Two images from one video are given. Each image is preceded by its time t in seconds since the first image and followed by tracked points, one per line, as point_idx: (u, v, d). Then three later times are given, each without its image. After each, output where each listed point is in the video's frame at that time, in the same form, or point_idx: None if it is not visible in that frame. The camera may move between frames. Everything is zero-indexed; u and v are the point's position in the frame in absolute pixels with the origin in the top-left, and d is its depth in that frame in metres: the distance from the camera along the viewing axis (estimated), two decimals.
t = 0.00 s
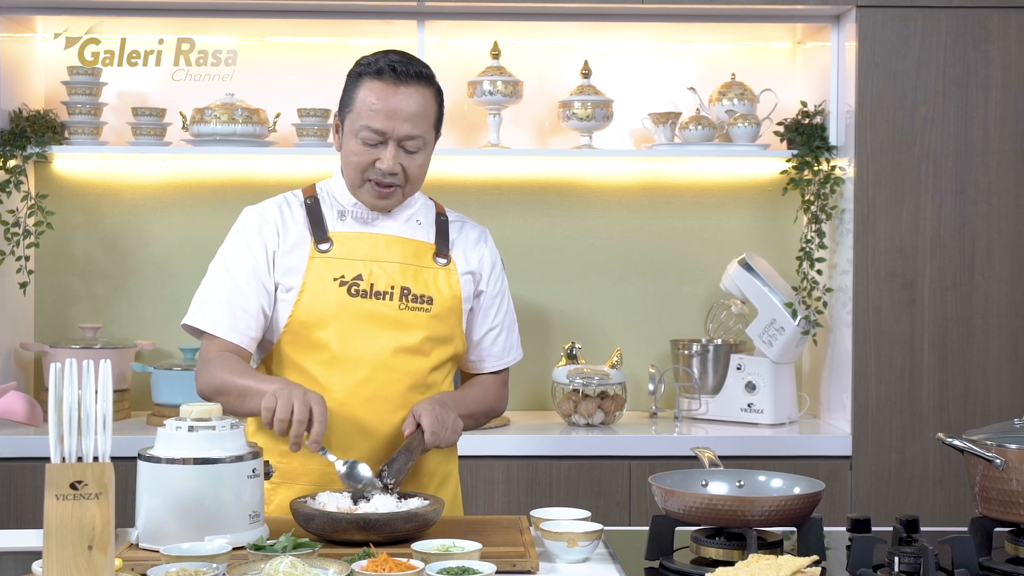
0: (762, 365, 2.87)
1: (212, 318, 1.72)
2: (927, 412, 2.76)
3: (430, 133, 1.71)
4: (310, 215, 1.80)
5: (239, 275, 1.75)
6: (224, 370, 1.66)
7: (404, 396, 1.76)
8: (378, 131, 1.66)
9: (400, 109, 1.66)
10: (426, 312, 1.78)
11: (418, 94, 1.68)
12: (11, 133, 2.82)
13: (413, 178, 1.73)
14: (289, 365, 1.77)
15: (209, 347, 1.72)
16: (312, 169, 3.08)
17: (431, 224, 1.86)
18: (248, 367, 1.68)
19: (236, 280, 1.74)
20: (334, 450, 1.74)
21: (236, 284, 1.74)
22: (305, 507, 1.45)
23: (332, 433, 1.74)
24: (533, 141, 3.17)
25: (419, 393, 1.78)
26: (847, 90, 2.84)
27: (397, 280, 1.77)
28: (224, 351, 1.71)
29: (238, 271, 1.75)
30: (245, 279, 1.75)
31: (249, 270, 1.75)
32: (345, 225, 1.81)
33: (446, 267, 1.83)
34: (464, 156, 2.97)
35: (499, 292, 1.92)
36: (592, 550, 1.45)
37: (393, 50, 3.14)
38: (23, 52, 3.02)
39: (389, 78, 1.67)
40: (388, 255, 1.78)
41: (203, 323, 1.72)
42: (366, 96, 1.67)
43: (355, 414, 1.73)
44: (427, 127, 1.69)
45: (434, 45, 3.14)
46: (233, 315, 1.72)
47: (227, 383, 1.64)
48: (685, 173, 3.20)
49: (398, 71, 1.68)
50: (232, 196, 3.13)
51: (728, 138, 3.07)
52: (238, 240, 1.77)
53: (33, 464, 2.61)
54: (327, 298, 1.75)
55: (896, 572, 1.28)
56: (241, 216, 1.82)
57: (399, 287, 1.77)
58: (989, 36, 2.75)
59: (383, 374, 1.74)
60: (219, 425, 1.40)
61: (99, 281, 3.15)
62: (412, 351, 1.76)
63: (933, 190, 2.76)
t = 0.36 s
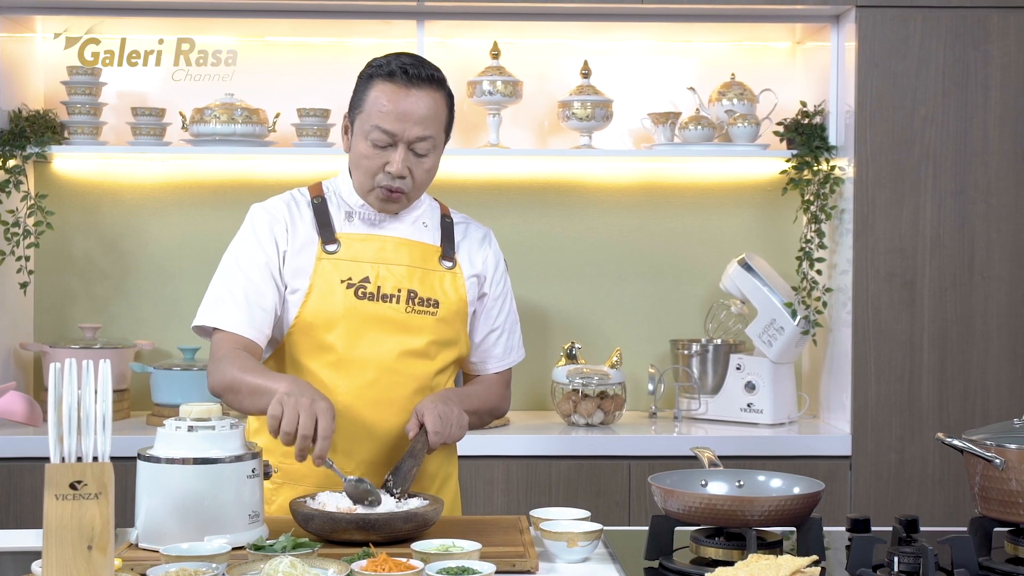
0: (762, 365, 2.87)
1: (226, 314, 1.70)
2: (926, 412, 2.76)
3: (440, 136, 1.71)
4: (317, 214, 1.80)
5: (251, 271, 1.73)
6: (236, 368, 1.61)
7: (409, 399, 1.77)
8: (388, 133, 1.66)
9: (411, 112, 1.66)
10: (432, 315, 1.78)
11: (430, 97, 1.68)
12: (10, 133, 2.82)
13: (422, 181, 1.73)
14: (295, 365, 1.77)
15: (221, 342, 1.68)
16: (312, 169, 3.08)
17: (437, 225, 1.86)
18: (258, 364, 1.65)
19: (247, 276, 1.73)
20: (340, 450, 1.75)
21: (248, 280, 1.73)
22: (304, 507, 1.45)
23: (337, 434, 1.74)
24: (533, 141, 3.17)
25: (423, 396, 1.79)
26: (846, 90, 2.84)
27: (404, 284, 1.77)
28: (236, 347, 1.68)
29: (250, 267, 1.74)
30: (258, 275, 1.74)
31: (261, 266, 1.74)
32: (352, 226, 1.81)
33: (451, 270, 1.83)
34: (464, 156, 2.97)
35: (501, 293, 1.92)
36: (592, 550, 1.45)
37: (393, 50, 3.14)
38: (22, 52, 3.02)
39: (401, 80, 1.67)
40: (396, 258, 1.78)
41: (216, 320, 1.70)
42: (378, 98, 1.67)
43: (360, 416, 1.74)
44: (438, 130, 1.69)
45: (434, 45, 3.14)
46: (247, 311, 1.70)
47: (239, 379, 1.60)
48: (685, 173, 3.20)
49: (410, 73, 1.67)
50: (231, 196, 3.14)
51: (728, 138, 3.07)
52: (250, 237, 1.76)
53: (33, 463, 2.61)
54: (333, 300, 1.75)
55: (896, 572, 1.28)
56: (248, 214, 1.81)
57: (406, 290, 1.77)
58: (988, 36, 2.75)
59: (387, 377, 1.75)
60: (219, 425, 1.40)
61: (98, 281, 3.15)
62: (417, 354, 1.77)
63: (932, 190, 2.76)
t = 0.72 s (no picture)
0: (761, 365, 2.87)
1: (234, 309, 1.67)
2: (924, 412, 2.76)
3: (444, 139, 1.71)
4: (318, 215, 1.79)
5: (257, 267, 1.72)
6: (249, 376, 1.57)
7: (409, 400, 1.78)
8: (391, 135, 1.66)
9: (415, 115, 1.66)
10: (433, 317, 1.79)
11: (434, 99, 1.67)
12: (9, 133, 2.82)
13: (424, 183, 1.74)
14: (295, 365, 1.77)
15: (228, 338, 1.65)
16: (311, 169, 3.08)
17: (435, 226, 1.86)
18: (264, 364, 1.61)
19: (254, 272, 1.71)
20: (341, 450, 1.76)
21: (255, 276, 1.71)
22: (303, 506, 1.45)
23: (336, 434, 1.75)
24: (532, 141, 3.17)
25: (423, 397, 1.79)
26: (845, 89, 2.84)
27: (405, 285, 1.77)
28: (242, 344, 1.64)
29: (257, 263, 1.72)
30: (265, 271, 1.72)
31: (267, 263, 1.73)
32: (353, 227, 1.81)
33: (451, 271, 1.83)
34: (463, 156, 2.96)
35: (495, 294, 1.92)
36: (590, 550, 1.44)
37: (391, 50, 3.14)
38: (21, 52, 3.02)
39: (405, 82, 1.67)
40: (397, 260, 1.78)
41: (222, 315, 1.67)
42: (382, 99, 1.66)
43: (360, 417, 1.75)
44: (441, 133, 1.69)
45: (433, 45, 3.14)
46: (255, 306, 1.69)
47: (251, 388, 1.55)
48: (684, 173, 3.20)
49: (414, 75, 1.67)
50: (229, 197, 3.14)
51: (727, 138, 3.08)
52: (254, 235, 1.75)
53: (31, 463, 2.61)
54: (335, 301, 1.75)
55: (895, 572, 1.28)
56: (250, 212, 1.80)
57: (407, 292, 1.77)
58: (986, 36, 2.75)
59: (388, 378, 1.76)
60: (217, 425, 1.40)
61: (97, 281, 3.15)
62: (418, 356, 1.78)
63: (930, 191, 2.76)
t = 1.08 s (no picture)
0: (761, 365, 2.87)
1: (237, 303, 1.66)
2: (924, 412, 2.76)
3: (437, 136, 1.71)
4: (315, 215, 1.79)
5: (259, 264, 1.72)
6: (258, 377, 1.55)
7: (410, 399, 1.78)
8: (385, 133, 1.66)
9: (408, 112, 1.66)
10: (431, 315, 1.79)
11: (426, 97, 1.67)
12: (9, 132, 2.82)
13: (418, 180, 1.73)
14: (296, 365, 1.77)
15: (231, 331, 1.63)
16: (311, 169, 3.08)
17: (430, 226, 1.86)
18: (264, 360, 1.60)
19: (254, 267, 1.71)
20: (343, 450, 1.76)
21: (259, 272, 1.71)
22: (303, 507, 1.45)
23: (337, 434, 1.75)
24: (532, 141, 3.17)
25: (423, 396, 1.79)
26: (845, 90, 2.84)
27: (403, 284, 1.77)
28: (243, 337, 1.63)
29: (258, 258, 1.72)
30: (266, 266, 1.72)
31: (268, 258, 1.73)
32: (351, 226, 1.81)
33: (448, 270, 1.83)
34: (463, 156, 2.96)
35: (492, 291, 1.92)
36: (590, 550, 1.44)
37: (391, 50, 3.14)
38: (21, 52, 3.02)
39: (397, 80, 1.67)
40: (395, 259, 1.78)
41: (224, 309, 1.66)
42: (374, 97, 1.66)
43: (361, 416, 1.75)
44: (434, 130, 1.69)
45: (433, 45, 3.14)
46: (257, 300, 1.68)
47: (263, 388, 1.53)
48: (684, 173, 3.20)
49: (405, 73, 1.67)
50: (229, 196, 3.14)
51: (727, 138, 3.08)
52: (253, 234, 1.75)
53: (31, 464, 2.61)
54: (335, 300, 1.75)
55: (895, 572, 1.28)
56: (248, 211, 1.80)
57: (406, 290, 1.77)
58: (986, 36, 2.75)
59: (388, 377, 1.76)
60: (217, 425, 1.40)
61: (97, 281, 3.15)
62: (417, 355, 1.78)
63: (930, 191, 2.76)
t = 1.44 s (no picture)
0: (761, 365, 2.87)
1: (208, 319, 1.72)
2: (924, 412, 2.76)
3: (439, 137, 1.71)
4: (318, 214, 1.80)
5: (238, 274, 1.74)
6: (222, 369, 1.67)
7: (410, 399, 1.77)
8: (386, 134, 1.66)
9: (410, 113, 1.66)
10: (433, 315, 1.79)
11: (427, 98, 1.67)
12: (9, 132, 2.82)
13: (421, 182, 1.73)
14: (296, 365, 1.77)
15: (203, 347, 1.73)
16: (311, 169, 3.09)
17: (436, 226, 1.86)
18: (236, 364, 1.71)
19: (233, 281, 1.73)
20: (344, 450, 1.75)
21: (235, 284, 1.73)
22: (303, 506, 1.45)
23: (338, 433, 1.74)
24: (532, 141, 3.17)
25: (425, 396, 1.79)
26: (845, 90, 2.84)
27: (405, 283, 1.77)
28: (214, 347, 1.73)
29: (239, 271, 1.74)
30: (244, 280, 1.74)
31: (249, 271, 1.74)
32: (353, 225, 1.81)
33: (452, 269, 1.83)
34: (463, 156, 2.96)
35: (499, 293, 1.92)
36: (590, 550, 1.44)
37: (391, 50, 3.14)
38: (21, 52, 3.02)
39: (399, 81, 1.67)
40: (398, 258, 1.78)
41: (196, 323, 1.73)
42: (376, 98, 1.67)
43: (362, 416, 1.74)
44: (436, 131, 1.69)
45: (433, 45, 3.14)
46: (226, 317, 1.72)
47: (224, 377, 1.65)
48: (684, 173, 3.20)
49: (408, 74, 1.67)
50: (229, 196, 3.14)
51: (727, 138, 3.08)
52: (244, 241, 1.76)
53: (31, 463, 2.61)
54: (337, 299, 1.75)
55: (895, 572, 1.28)
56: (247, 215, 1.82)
57: (407, 290, 1.77)
58: (986, 36, 2.75)
59: (389, 377, 1.75)
60: (217, 425, 1.40)
61: (97, 281, 3.15)
62: (418, 355, 1.77)
63: (930, 191, 2.76)
